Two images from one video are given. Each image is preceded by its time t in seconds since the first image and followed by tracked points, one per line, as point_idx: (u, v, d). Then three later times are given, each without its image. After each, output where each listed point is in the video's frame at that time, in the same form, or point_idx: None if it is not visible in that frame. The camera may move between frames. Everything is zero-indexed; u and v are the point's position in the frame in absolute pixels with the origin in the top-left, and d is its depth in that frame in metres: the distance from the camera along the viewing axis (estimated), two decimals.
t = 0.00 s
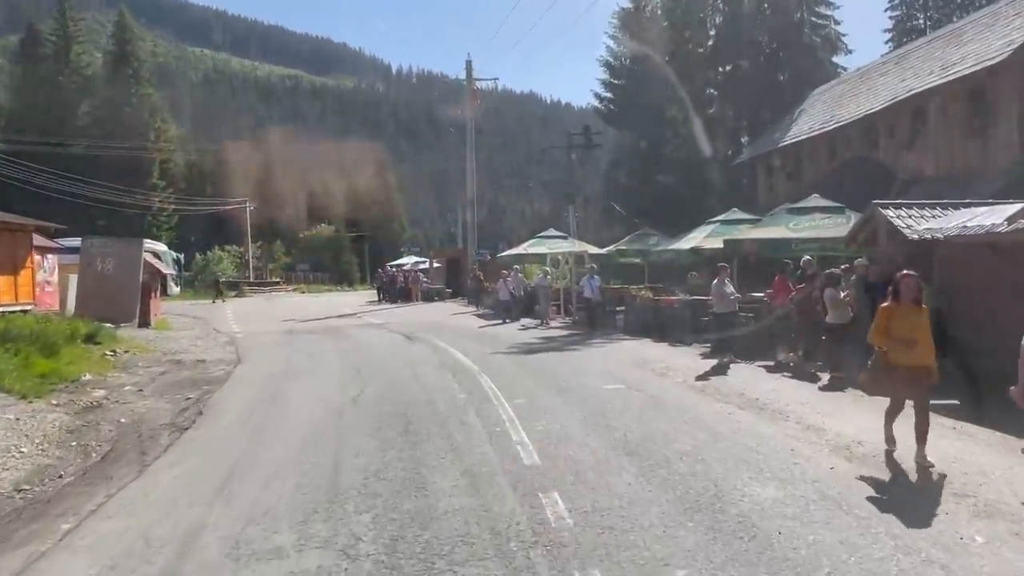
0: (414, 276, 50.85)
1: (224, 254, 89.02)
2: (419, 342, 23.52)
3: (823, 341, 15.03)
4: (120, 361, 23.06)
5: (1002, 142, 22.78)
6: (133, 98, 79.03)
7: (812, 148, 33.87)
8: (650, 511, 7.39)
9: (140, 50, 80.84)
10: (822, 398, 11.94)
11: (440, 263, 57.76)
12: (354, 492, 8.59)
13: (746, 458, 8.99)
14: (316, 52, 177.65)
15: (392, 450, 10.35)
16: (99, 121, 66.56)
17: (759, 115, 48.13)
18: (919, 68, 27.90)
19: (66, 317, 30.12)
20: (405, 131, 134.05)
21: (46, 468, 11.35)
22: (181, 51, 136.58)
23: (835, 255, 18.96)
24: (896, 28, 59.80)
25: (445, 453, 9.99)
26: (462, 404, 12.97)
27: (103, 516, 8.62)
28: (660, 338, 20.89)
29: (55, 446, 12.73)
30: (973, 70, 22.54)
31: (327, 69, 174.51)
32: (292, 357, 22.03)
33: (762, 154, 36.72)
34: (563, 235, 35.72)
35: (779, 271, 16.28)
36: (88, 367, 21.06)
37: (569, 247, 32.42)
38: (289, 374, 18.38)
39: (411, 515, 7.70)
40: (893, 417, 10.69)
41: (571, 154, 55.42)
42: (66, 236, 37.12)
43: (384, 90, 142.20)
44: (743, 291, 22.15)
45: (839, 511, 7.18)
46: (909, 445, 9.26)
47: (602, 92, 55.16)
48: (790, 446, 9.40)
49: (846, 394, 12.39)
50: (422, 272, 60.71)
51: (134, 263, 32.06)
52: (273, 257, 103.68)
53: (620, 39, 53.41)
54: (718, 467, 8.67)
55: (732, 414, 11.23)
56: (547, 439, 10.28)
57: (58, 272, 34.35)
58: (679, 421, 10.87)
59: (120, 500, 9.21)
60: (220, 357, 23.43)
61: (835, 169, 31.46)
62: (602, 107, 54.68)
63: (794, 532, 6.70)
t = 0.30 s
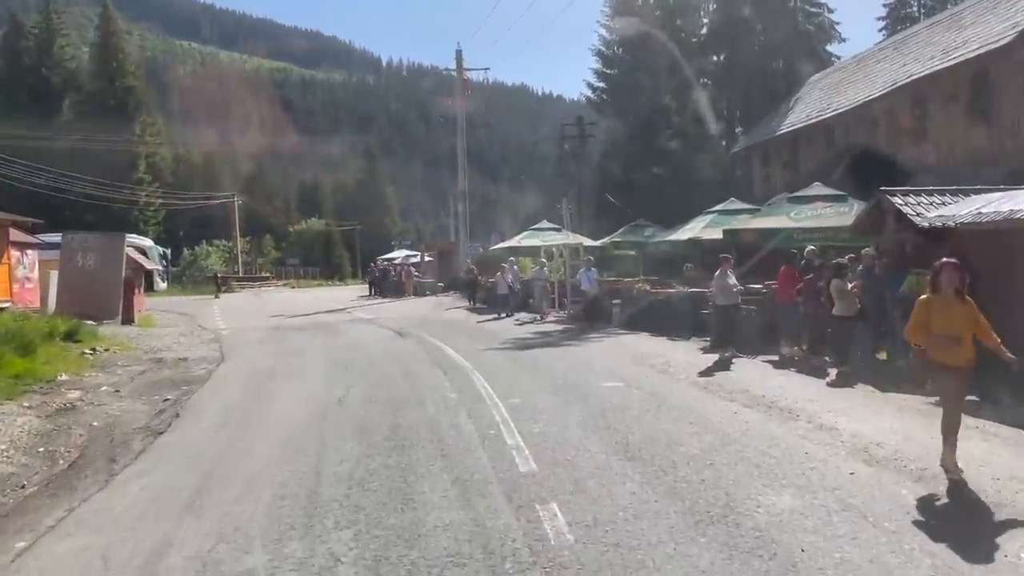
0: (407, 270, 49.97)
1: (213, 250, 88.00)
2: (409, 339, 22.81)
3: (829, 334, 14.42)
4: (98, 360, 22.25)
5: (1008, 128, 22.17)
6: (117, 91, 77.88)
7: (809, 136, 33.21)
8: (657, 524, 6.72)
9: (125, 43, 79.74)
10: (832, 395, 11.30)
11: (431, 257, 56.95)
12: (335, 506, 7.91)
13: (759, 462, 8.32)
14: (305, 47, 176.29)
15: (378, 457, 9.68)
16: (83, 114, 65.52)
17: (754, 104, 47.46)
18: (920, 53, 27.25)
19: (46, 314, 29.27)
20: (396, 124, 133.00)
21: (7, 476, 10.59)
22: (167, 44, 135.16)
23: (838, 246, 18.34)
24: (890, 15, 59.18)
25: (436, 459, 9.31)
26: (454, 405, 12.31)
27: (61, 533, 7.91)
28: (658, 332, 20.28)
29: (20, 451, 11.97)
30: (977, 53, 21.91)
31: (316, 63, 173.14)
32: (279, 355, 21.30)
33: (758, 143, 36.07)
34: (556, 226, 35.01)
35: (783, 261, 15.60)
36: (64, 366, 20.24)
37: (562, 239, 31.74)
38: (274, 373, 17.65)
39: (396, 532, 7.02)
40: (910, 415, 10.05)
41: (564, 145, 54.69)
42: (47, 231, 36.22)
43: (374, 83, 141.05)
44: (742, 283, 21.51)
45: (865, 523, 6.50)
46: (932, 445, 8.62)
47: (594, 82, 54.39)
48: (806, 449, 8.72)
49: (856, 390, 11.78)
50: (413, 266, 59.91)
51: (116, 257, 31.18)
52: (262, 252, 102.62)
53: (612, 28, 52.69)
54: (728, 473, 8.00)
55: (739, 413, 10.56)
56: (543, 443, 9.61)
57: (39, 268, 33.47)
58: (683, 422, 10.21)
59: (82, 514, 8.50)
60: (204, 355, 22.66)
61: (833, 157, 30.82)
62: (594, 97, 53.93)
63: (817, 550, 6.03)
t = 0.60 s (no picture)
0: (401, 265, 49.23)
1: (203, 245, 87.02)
2: (401, 336, 22.11)
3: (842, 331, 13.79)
4: (80, 360, 21.50)
5: (1017, 116, 21.57)
6: (105, 84, 76.74)
7: (810, 127, 32.53)
8: (675, 549, 6.04)
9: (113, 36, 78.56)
10: (850, 397, 10.63)
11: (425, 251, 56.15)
12: (319, 526, 7.20)
13: (781, 475, 7.61)
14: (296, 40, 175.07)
15: (366, 467, 8.97)
16: (70, 107, 64.43)
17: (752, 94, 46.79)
18: (925, 41, 26.63)
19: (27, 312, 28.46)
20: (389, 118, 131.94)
21: None
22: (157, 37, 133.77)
23: (845, 238, 17.73)
24: (888, 5, 58.57)
25: (428, 470, 8.62)
26: (447, 408, 11.62)
27: (15, 559, 7.16)
28: (659, 329, 19.61)
29: None
30: (986, 39, 21.28)
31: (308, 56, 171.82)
32: (267, 354, 20.58)
33: (758, 133, 35.36)
34: (552, 220, 34.32)
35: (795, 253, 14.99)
36: (43, 367, 19.48)
37: (558, 233, 31.06)
38: (260, 372, 16.93)
39: (385, 557, 6.32)
40: (936, 420, 9.40)
41: (559, 137, 53.96)
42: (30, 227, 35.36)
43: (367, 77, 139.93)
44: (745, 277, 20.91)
45: (907, 546, 5.84)
46: (968, 455, 7.95)
47: (589, 73, 53.59)
48: (829, 457, 8.07)
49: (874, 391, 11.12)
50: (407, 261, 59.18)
51: (101, 253, 30.40)
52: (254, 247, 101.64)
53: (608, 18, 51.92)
54: (747, 487, 7.29)
55: (753, 418, 9.87)
56: (544, 451, 8.92)
57: (22, 265, 32.65)
58: (693, 427, 9.51)
59: (41, 535, 7.74)
60: (190, 354, 21.89)
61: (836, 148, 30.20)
62: (589, 88, 53.16)
63: None
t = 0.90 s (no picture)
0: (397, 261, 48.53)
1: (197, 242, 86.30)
2: (397, 334, 21.44)
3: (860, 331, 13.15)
4: (65, 360, 20.76)
5: None
6: (98, 78, 75.83)
7: (814, 121, 31.86)
8: None
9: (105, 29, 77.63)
10: (874, 403, 9.98)
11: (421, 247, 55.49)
12: (302, 551, 6.51)
13: (810, 493, 6.94)
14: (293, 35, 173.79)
15: (356, 481, 8.27)
16: (63, 100, 63.51)
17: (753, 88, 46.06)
18: (933, 31, 25.98)
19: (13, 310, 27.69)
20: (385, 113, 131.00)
21: None
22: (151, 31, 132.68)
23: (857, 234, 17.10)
24: None
25: (422, 486, 7.92)
26: (443, 415, 10.92)
27: None
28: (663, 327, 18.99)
29: None
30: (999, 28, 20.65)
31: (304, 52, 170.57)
32: (258, 353, 19.91)
33: (761, 127, 34.72)
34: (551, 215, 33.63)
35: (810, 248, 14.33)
36: (24, 368, 18.73)
37: (558, 228, 30.42)
38: (249, 374, 16.21)
39: None
40: (969, 428, 8.73)
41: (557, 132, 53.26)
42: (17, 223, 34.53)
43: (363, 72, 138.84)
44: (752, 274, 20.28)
45: None
46: (1011, 470, 7.30)
47: (588, 67, 52.86)
48: (860, 473, 7.41)
49: (896, 394, 10.50)
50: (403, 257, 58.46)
51: (89, 250, 29.63)
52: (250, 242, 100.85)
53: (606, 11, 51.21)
54: (773, 508, 6.63)
55: (772, 426, 9.22)
56: (549, 464, 8.24)
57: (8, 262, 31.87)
58: (709, 438, 8.83)
59: None
60: (179, 353, 21.16)
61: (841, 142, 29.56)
62: (588, 82, 52.45)
63: None
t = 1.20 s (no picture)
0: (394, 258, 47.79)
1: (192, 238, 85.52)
2: (391, 334, 20.74)
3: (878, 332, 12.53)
4: (47, 360, 19.98)
5: None
6: (91, 73, 74.87)
7: (820, 116, 31.16)
8: None
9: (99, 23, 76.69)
10: (900, 412, 9.32)
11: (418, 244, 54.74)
12: None
13: (844, 519, 6.27)
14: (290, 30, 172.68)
15: (342, 500, 7.55)
16: (55, 93, 62.66)
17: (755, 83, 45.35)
18: (944, 22, 25.28)
19: None
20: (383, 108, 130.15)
21: None
22: (147, 26, 131.60)
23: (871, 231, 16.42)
24: None
25: (414, 506, 7.23)
26: (438, 423, 10.23)
27: None
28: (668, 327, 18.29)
29: None
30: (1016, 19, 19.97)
31: (301, 47, 169.62)
32: (248, 352, 19.21)
33: (765, 122, 34.03)
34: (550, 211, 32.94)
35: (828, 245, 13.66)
36: (3, 369, 17.95)
37: (556, 225, 29.75)
38: (236, 375, 15.50)
39: None
40: (1009, 442, 8.06)
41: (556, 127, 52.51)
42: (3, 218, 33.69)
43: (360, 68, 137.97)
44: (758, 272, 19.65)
45: None
46: None
47: (587, 62, 52.14)
48: (898, 493, 6.71)
49: (922, 403, 9.85)
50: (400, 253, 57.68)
51: (76, 246, 28.83)
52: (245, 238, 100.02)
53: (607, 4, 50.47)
54: (806, 536, 5.95)
55: (794, 439, 8.54)
56: (553, 482, 7.55)
57: None
58: (727, 452, 8.15)
59: None
60: (167, 353, 20.41)
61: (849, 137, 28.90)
62: (588, 77, 51.72)
63: None
